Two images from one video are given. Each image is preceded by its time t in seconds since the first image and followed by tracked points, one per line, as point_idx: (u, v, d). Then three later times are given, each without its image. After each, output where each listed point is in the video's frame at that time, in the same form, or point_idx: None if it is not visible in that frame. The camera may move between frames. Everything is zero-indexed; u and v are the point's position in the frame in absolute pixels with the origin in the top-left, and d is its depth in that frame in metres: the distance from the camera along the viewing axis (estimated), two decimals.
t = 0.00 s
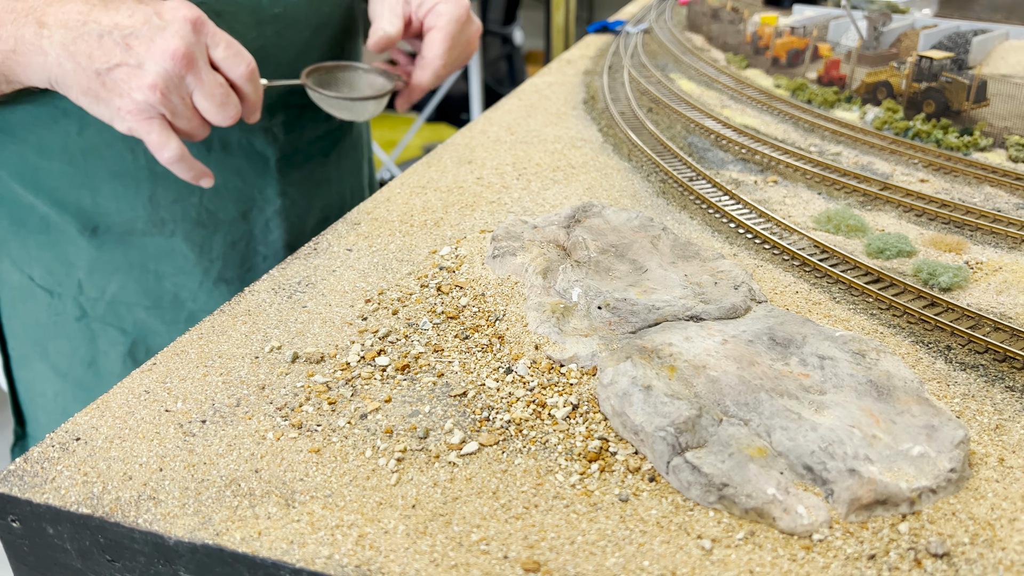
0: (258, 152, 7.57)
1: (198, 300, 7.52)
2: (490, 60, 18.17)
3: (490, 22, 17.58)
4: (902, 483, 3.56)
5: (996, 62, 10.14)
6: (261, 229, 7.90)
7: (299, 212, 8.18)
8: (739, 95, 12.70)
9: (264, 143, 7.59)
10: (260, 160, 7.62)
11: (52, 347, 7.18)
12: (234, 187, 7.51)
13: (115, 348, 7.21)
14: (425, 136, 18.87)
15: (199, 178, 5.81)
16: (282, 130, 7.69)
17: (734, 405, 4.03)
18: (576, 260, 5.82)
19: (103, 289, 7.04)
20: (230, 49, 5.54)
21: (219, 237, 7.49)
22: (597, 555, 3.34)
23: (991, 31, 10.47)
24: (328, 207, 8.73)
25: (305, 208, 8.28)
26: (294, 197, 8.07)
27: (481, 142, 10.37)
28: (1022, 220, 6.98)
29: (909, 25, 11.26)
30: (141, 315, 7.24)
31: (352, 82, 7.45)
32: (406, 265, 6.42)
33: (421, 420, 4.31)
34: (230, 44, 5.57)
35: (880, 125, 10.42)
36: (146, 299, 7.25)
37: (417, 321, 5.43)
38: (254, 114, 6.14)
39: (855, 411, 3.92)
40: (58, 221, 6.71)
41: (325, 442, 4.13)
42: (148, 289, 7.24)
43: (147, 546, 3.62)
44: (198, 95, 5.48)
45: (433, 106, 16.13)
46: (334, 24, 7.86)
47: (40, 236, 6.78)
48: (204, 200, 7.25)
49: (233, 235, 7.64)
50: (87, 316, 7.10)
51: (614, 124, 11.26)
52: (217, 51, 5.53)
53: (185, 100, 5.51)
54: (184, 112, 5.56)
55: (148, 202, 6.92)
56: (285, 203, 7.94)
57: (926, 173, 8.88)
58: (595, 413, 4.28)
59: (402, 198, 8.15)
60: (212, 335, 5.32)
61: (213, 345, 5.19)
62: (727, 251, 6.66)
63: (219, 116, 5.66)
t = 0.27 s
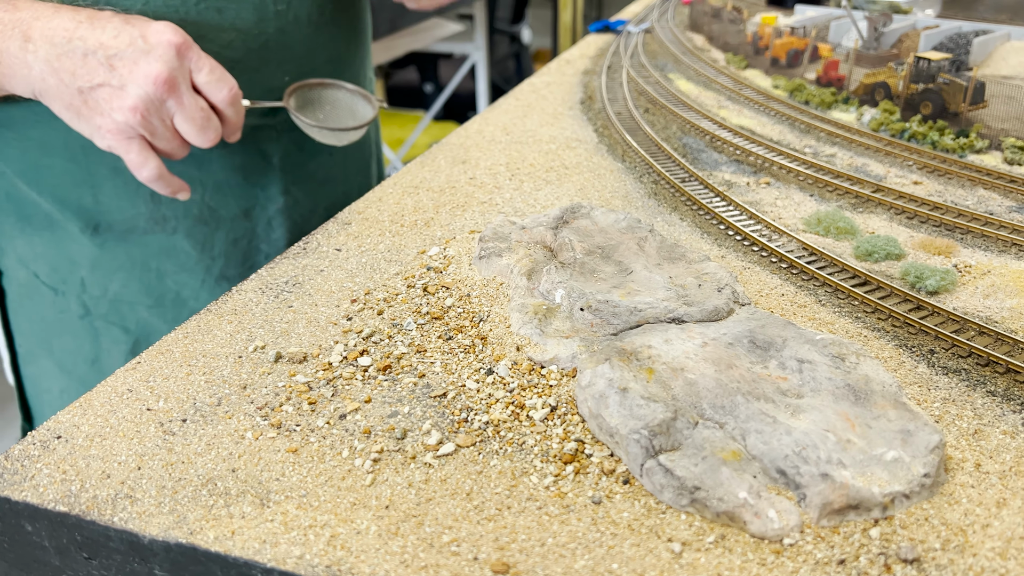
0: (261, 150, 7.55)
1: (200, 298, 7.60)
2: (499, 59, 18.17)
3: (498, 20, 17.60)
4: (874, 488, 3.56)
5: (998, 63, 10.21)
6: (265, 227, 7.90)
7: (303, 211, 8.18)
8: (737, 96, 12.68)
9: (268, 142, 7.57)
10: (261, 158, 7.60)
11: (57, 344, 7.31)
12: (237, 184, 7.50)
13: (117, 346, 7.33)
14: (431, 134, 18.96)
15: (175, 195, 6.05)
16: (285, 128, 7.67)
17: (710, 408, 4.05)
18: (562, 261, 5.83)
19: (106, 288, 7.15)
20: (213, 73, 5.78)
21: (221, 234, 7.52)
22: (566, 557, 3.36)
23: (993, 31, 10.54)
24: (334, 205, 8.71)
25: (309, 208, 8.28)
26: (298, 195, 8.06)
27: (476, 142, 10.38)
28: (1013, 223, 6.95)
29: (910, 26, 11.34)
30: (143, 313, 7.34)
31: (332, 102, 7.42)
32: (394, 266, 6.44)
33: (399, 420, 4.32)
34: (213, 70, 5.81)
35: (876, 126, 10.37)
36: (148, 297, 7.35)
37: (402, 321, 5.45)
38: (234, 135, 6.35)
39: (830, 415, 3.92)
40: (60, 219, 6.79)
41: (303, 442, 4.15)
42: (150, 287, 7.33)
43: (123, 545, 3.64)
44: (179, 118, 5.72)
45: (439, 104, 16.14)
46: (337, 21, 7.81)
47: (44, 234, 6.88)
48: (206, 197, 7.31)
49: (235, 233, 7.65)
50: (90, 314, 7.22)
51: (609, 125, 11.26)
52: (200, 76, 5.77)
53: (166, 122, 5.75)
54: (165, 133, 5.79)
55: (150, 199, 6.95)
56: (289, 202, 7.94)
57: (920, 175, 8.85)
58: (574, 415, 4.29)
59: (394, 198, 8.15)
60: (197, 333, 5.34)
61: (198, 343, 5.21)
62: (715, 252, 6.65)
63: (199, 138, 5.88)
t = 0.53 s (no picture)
0: (267, 144, 7.45)
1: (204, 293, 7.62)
2: (508, 57, 18.24)
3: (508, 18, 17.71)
4: (849, 498, 3.50)
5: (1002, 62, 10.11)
6: (270, 222, 7.85)
7: (309, 207, 8.12)
8: (736, 95, 12.58)
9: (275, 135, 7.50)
10: (268, 152, 7.53)
11: (64, 338, 7.42)
12: (242, 179, 7.44)
13: (122, 340, 7.42)
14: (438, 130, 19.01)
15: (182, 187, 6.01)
16: (292, 122, 7.59)
17: (686, 415, 3.99)
18: (546, 263, 5.78)
19: (111, 282, 7.26)
20: (222, 64, 5.72)
21: (226, 229, 7.48)
22: (532, 566, 3.31)
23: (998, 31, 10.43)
24: (338, 199, 8.64)
25: (315, 204, 8.23)
26: (303, 191, 8.00)
27: (470, 141, 10.32)
28: (1009, 226, 6.84)
29: (913, 25, 11.31)
30: (148, 307, 7.42)
31: (339, 95, 7.48)
32: (380, 266, 6.39)
33: (374, 424, 4.28)
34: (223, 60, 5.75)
35: (875, 126, 10.24)
36: (152, 292, 7.41)
37: (383, 323, 5.41)
38: (242, 126, 6.30)
39: (807, 422, 3.85)
40: (66, 213, 6.91)
41: (274, 445, 4.11)
42: (154, 281, 7.39)
43: (89, 548, 3.61)
44: (187, 108, 5.69)
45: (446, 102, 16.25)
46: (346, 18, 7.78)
47: (50, 227, 7.00)
48: (210, 191, 7.26)
49: (240, 228, 7.61)
50: (96, 309, 7.31)
51: (605, 125, 11.19)
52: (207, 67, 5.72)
53: (173, 112, 5.73)
54: (170, 124, 5.78)
55: (154, 191, 6.97)
56: (295, 197, 7.89)
57: (917, 177, 8.73)
58: (549, 420, 4.24)
59: (384, 197, 8.09)
60: (177, 334, 5.29)
61: (177, 344, 5.16)
62: (703, 254, 6.58)
63: (207, 130, 5.84)
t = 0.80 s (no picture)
0: (274, 138, 7.47)
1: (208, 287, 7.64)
2: (520, 54, 18.23)
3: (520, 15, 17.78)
4: (824, 507, 3.43)
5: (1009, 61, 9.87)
6: (274, 215, 7.87)
7: (313, 201, 8.16)
8: (736, 94, 12.46)
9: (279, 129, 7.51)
10: (273, 146, 7.52)
11: (69, 331, 7.50)
12: (246, 172, 7.43)
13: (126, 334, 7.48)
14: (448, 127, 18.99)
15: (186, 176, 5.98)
16: (297, 115, 7.58)
17: (663, 419, 3.93)
18: (531, 263, 5.72)
19: (115, 276, 7.29)
20: (226, 51, 5.73)
21: (230, 222, 7.50)
22: (498, 573, 3.26)
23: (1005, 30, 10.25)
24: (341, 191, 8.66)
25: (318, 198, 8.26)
26: (307, 185, 8.02)
27: (466, 139, 10.25)
28: (1007, 228, 6.72)
29: (920, 23, 11.11)
30: (151, 302, 7.44)
31: (345, 81, 7.46)
32: (366, 265, 6.34)
33: (348, 426, 4.23)
34: (227, 48, 5.75)
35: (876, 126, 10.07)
36: (155, 286, 7.43)
37: (364, 323, 5.36)
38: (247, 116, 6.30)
39: (786, 428, 3.77)
40: (70, 206, 6.93)
41: (246, 446, 4.06)
42: (158, 275, 7.41)
43: (55, 549, 3.58)
44: (191, 96, 5.65)
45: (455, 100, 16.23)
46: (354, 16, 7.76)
47: (55, 220, 7.03)
48: (215, 184, 7.25)
49: (244, 221, 7.63)
50: (100, 302, 7.37)
51: (603, 123, 11.11)
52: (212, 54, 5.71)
53: (177, 100, 5.69)
54: (175, 112, 5.74)
55: (159, 183, 6.96)
56: (299, 191, 7.91)
57: (916, 177, 8.58)
58: (525, 423, 4.18)
59: (376, 195, 8.03)
60: (158, 332, 5.25)
61: (157, 342, 5.11)
62: (693, 255, 6.50)
63: (211, 118, 5.80)
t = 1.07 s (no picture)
0: (275, 138, 7.49)
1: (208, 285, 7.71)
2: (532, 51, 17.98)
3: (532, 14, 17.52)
4: (804, 521, 3.35)
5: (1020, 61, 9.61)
6: (275, 215, 7.91)
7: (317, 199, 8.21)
8: (740, 93, 12.29)
9: (280, 128, 7.50)
10: (276, 146, 7.54)
11: (71, 327, 7.53)
12: (248, 171, 7.47)
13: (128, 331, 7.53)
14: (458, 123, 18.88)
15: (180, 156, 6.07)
16: (299, 115, 7.58)
17: (644, 428, 3.84)
18: (519, 265, 5.64)
19: (118, 273, 7.34)
20: (209, 28, 5.62)
21: (231, 221, 7.57)
22: None
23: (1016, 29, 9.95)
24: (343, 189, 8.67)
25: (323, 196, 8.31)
26: (311, 183, 8.04)
27: (464, 138, 10.16)
28: (1008, 232, 6.57)
29: (929, 22, 10.68)
30: (153, 299, 7.50)
31: (339, 48, 7.28)
32: (355, 265, 6.28)
33: (325, 431, 4.17)
34: (209, 23, 5.64)
35: (879, 126, 9.86)
36: (157, 283, 7.50)
37: (349, 325, 5.29)
38: (239, 91, 6.26)
39: (768, 438, 3.68)
40: (74, 202, 6.96)
41: (221, 451, 4.00)
42: (160, 273, 7.49)
43: (24, 554, 3.53)
44: (177, 78, 5.61)
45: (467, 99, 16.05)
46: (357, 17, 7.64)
47: (59, 217, 7.05)
48: (216, 183, 7.30)
49: (245, 221, 7.68)
50: (103, 299, 7.42)
51: (603, 123, 11.01)
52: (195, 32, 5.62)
53: (163, 82, 5.67)
54: (162, 95, 5.74)
55: (161, 182, 7.00)
56: (302, 189, 7.93)
57: (918, 179, 8.39)
58: (505, 430, 4.10)
59: (369, 195, 7.97)
60: (141, 333, 5.20)
61: (139, 343, 5.06)
62: (686, 258, 6.40)
63: (200, 98, 5.78)
